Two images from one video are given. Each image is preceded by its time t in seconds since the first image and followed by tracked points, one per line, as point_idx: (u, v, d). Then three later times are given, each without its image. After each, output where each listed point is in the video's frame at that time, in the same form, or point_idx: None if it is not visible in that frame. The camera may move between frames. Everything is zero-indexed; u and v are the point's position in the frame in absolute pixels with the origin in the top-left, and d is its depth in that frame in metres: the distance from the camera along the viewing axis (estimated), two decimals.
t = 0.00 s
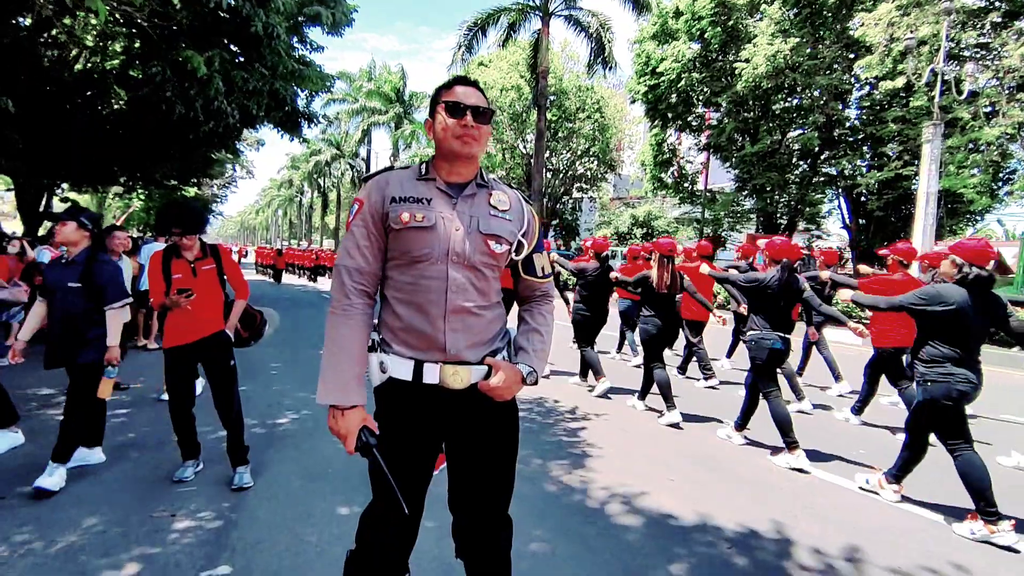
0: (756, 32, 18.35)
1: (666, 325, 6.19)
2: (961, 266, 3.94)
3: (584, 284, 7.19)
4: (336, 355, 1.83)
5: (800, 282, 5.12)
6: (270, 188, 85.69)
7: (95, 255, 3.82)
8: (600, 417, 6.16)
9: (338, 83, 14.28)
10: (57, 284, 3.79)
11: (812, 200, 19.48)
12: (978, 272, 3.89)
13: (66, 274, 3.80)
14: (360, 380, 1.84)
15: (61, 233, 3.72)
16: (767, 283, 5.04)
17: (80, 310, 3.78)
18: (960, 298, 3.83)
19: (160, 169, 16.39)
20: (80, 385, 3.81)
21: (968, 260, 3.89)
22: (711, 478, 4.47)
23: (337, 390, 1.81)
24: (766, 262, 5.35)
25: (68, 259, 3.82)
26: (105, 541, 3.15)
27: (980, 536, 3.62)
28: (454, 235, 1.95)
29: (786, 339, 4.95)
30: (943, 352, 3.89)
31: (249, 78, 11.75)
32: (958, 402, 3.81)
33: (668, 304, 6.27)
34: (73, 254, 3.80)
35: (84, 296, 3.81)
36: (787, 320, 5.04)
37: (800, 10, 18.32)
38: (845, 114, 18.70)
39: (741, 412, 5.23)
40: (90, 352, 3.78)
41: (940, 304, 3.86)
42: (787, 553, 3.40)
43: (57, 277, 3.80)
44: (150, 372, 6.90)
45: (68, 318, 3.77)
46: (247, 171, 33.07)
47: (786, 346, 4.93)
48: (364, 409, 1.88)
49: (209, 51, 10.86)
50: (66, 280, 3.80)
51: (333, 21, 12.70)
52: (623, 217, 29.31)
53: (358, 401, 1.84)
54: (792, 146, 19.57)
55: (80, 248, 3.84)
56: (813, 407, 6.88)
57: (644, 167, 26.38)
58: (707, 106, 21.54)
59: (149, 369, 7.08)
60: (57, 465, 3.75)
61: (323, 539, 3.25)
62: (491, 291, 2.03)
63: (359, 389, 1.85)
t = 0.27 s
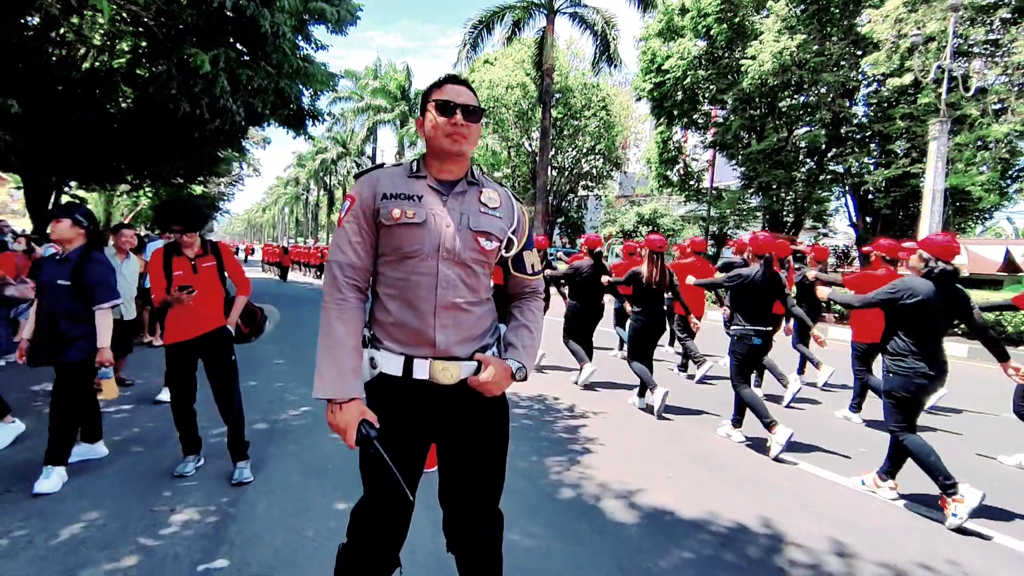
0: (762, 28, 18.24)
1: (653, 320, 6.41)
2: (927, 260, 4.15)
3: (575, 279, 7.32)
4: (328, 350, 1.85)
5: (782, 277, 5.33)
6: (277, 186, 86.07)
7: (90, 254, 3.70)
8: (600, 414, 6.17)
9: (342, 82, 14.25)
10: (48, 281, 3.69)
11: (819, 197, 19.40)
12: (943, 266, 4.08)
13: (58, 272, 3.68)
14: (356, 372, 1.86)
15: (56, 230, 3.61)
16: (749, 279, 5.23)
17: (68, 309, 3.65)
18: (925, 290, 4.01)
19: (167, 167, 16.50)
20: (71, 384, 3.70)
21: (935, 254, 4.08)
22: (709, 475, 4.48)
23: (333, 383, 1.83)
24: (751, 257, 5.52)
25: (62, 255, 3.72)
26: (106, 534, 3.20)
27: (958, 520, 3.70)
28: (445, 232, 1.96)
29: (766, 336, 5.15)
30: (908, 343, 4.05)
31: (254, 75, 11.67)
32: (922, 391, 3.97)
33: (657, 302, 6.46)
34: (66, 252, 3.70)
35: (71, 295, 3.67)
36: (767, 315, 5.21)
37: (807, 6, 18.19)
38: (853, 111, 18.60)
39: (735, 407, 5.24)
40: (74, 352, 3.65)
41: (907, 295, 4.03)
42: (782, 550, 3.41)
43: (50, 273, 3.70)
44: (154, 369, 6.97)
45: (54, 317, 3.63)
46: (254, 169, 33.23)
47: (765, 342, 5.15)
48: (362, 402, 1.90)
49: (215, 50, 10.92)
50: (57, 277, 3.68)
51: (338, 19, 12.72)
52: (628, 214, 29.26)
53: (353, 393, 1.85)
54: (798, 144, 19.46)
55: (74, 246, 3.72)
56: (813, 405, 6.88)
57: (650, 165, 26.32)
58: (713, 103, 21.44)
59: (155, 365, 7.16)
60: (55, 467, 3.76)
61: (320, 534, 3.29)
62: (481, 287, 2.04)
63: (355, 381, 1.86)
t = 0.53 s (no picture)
0: (774, 24, 18.07)
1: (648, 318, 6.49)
2: (908, 255, 4.11)
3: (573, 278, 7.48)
4: (322, 346, 1.87)
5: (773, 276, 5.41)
6: (288, 185, 86.67)
7: (91, 250, 3.73)
8: (604, 412, 6.18)
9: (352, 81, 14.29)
10: (50, 275, 3.73)
11: (831, 194, 19.23)
12: (923, 262, 4.05)
13: (60, 267, 3.72)
14: (355, 366, 1.87)
15: (60, 225, 3.66)
16: (743, 278, 5.33)
17: (67, 304, 3.68)
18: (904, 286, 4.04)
19: (179, 165, 16.68)
20: (70, 382, 3.74)
21: (916, 251, 4.03)
22: (711, 473, 4.47)
23: (334, 376, 1.84)
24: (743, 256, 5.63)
25: (64, 250, 3.75)
26: (113, 527, 3.26)
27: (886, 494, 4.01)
28: (439, 229, 1.98)
29: (757, 332, 5.20)
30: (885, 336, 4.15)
31: (264, 74, 11.83)
32: (899, 382, 4.07)
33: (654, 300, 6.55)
34: (70, 247, 3.74)
35: (71, 291, 3.71)
36: (759, 312, 5.28)
37: (819, 2, 18.01)
38: (866, 107, 18.40)
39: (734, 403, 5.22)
40: (72, 348, 3.67)
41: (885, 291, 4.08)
42: (782, 548, 3.41)
43: (52, 268, 3.75)
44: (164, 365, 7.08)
45: (54, 312, 3.67)
46: (265, 167, 33.47)
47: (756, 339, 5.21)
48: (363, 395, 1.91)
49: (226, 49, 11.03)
50: (59, 272, 3.72)
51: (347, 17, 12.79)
52: (638, 212, 29.17)
53: (354, 385, 1.86)
54: (810, 140, 19.27)
55: (78, 242, 3.77)
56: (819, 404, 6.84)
57: (660, 162, 26.19)
58: (724, 100, 21.30)
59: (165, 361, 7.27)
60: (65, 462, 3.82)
61: (322, 529, 3.33)
62: (475, 285, 2.06)
63: (355, 374, 1.87)
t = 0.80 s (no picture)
0: (783, 18, 17.92)
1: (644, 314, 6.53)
2: (887, 253, 4.23)
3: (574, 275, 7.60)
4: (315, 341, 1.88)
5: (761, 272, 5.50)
6: (297, 182, 87.04)
7: (92, 246, 3.78)
8: (608, 408, 6.19)
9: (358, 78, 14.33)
10: (49, 272, 3.77)
11: (841, 190, 19.06)
12: (903, 258, 4.15)
13: (59, 263, 3.76)
14: (353, 358, 1.88)
15: (62, 221, 3.70)
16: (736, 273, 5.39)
17: (66, 301, 3.73)
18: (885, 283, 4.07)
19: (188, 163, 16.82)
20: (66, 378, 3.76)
21: (893, 248, 4.17)
22: (712, 470, 4.48)
23: (333, 368, 1.86)
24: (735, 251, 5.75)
25: (64, 247, 3.79)
26: (118, 519, 3.32)
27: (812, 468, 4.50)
28: (433, 225, 1.99)
29: (745, 327, 5.23)
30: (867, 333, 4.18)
31: (272, 72, 11.89)
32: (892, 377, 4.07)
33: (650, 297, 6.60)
34: (70, 244, 3.78)
35: (71, 287, 3.76)
36: (749, 308, 5.35)
37: None
38: (877, 102, 18.22)
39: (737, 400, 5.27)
40: (71, 345, 3.72)
41: (869, 289, 4.07)
42: (781, 545, 3.41)
43: (52, 264, 3.79)
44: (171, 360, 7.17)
45: (52, 308, 3.72)
46: (274, 164, 33.65)
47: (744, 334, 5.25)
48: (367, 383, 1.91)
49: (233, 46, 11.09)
50: (59, 268, 3.76)
51: (354, 14, 12.84)
52: (646, 208, 29.07)
53: (354, 375, 1.87)
54: (820, 135, 19.11)
55: (78, 238, 3.81)
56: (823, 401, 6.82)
57: (668, 158, 26.06)
58: (733, 95, 21.16)
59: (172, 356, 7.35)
60: (71, 456, 3.88)
61: (322, 522, 3.37)
62: (467, 281, 2.07)
63: (354, 365, 1.88)
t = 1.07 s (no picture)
0: (779, 18, 17.95)
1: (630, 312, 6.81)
2: (853, 253, 4.37)
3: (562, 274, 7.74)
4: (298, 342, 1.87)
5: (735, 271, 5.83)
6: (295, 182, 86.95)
7: (77, 246, 3.75)
8: (601, 408, 6.20)
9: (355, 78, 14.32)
10: (34, 272, 3.76)
11: (837, 189, 19.11)
12: (867, 258, 4.32)
13: (44, 263, 3.74)
14: (340, 355, 1.86)
15: (46, 220, 3.69)
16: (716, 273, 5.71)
17: (49, 301, 3.75)
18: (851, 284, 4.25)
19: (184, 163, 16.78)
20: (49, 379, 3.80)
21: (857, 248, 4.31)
22: (703, 469, 4.49)
23: (320, 367, 1.85)
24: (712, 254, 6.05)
25: (50, 246, 3.78)
26: (106, 519, 3.31)
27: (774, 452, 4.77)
28: (415, 224, 1.99)
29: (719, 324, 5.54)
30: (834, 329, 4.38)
31: (268, 72, 11.85)
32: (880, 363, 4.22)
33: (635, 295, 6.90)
34: (54, 243, 3.76)
35: (55, 288, 3.76)
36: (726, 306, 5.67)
37: None
38: (873, 102, 18.25)
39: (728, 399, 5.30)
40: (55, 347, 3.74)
41: (845, 288, 4.23)
42: (771, 543, 3.43)
43: (37, 263, 3.77)
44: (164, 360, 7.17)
45: (38, 308, 3.73)
46: (272, 165, 33.63)
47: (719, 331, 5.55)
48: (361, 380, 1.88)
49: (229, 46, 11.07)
50: (43, 268, 3.76)
51: (350, 14, 12.84)
52: (644, 208, 29.11)
53: (344, 371, 1.85)
54: (816, 135, 19.15)
55: (64, 237, 3.79)
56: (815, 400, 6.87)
57: (665, 158, 26.09)
58: (729, 95, 21.20)
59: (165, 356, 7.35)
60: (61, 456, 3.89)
61: (311, 521, 3.37)
62: (450, 279, 2.07)
63: (343, 361, 1.86)
